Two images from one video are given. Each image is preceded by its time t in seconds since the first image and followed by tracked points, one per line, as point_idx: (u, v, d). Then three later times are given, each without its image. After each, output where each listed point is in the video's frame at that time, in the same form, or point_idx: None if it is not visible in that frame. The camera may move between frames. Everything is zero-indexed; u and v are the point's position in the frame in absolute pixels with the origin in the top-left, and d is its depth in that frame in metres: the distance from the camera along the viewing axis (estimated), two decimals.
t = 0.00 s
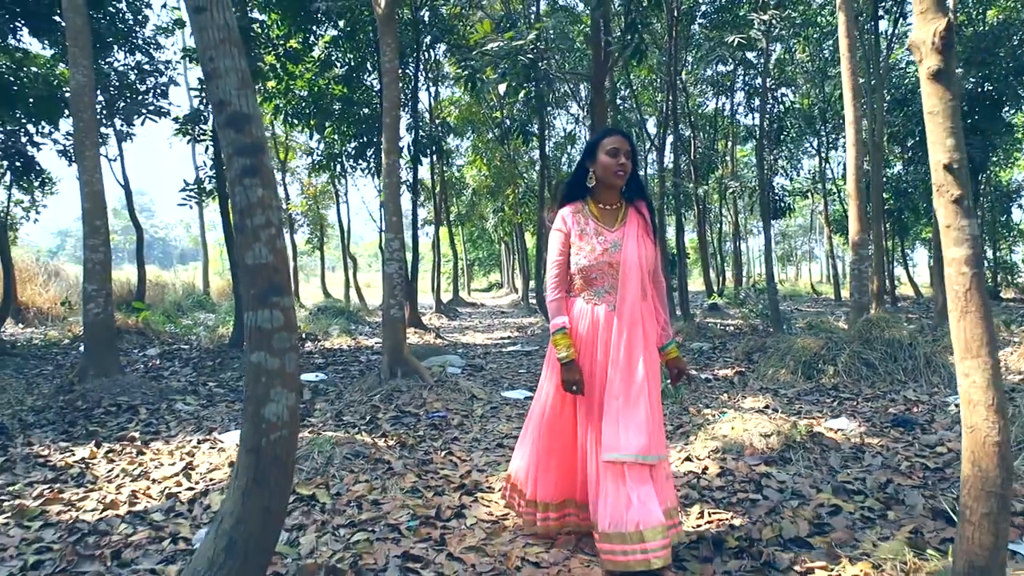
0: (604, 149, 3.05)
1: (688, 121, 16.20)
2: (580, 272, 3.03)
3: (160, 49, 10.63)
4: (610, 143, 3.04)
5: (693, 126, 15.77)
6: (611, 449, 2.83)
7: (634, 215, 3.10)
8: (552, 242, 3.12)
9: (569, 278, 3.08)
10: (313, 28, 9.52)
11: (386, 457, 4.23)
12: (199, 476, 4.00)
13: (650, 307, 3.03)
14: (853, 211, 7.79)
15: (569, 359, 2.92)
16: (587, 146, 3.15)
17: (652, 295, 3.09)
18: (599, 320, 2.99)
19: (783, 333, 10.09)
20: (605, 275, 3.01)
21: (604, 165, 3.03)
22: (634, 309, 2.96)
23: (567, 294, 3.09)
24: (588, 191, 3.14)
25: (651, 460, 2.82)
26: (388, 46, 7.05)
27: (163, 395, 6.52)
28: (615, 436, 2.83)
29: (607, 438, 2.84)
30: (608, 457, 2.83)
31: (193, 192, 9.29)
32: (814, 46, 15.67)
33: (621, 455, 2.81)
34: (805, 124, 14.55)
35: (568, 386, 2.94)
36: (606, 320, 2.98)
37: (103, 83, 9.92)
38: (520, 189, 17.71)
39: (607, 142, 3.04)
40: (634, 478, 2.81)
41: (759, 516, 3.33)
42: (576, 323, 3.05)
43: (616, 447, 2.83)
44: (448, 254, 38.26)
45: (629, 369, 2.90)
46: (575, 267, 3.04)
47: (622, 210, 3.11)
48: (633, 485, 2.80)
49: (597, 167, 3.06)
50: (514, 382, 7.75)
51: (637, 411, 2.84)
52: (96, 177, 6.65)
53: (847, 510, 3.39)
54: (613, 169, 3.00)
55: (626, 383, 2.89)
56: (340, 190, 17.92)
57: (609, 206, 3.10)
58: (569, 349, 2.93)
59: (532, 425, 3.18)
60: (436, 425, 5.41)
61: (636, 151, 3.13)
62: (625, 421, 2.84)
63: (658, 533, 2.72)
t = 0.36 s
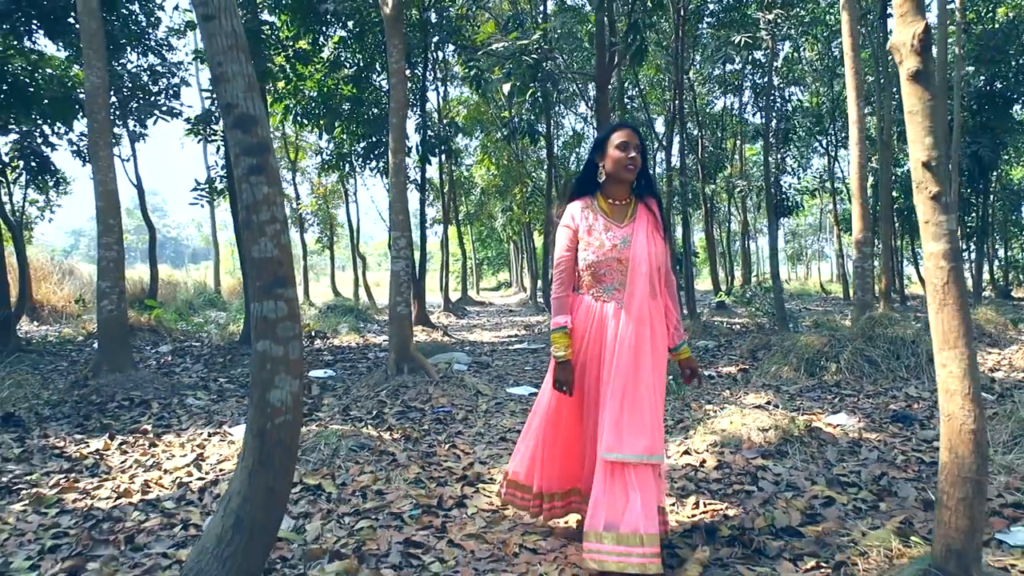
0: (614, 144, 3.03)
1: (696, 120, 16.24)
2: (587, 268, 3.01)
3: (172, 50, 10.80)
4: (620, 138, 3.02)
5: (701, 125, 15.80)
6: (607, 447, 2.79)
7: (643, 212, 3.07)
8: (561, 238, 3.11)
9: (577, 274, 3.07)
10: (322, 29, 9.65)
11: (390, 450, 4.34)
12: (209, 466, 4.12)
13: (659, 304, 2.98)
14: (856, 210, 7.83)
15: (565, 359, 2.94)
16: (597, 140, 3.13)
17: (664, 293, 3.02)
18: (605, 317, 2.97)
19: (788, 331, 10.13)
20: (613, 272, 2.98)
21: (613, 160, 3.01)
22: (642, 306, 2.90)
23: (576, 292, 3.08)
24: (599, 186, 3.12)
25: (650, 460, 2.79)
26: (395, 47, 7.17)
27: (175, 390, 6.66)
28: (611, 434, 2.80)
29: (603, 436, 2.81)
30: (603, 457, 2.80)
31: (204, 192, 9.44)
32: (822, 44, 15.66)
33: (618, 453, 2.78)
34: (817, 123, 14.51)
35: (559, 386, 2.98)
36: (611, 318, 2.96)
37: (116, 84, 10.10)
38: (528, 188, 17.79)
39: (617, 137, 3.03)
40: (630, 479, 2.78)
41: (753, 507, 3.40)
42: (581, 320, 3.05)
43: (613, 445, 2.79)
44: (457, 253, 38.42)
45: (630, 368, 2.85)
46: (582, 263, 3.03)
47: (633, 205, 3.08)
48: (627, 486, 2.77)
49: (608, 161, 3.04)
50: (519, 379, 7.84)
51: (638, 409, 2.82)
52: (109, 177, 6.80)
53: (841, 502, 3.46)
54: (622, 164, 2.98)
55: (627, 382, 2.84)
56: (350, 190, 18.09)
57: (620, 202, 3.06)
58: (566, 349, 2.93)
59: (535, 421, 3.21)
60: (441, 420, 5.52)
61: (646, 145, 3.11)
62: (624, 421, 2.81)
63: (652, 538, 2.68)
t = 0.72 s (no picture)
0: (619, 138, 3.05)
1: (700, 120, 16.29)
2: (596, 261, 3.01)
3: (180, 50, 10.94)
4: (624, 130, 3.04)
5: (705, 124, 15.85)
6: (614, 441, 2.79)
7: (650, 204, 3.11)
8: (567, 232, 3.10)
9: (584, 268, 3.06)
10: (327, 29, 9.77)
11: (391, 444, 4.43)
12: (214, 459, 4.22)
13: (670, 296, 2.98)
14: (856, 209, 7.89)
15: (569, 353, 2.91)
16: (600, 134, 3.15)
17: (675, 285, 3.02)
18: (614, 310, 2.96)
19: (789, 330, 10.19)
20: (623, 264, 2.98)
21: (619, 154, 3.03)
22: (653, 298, 2.90)
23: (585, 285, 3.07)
24: (604, 180, 3.14)
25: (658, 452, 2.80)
26: (398, 48, 7.27)
27: (181, 386, 6.77)
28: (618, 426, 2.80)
29: (610, 429, 2.81)
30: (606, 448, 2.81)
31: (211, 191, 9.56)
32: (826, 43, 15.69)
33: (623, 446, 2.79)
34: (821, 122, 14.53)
35: (563, 384, 2.95)
36: (620, 311, 2.94)
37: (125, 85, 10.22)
38: (532, 188, 17.87)
39: (622, 130, 3.05)
40: (634, 472, 2.79)
41: (744, 499, 3.48)
42: (587, 314, 3.04)
43: (619, 437, 2.79)
44: (462, 252, 38.52)
45: (639, 360, 2.85)
46: (590, 257, 3.03)
47: (639, 199, 3.13)
48: (631, 478, 2.79)
49: (613, 155, 3.06)
50: (521, 376, 7.92)
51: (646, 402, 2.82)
52: (118, 177, 6.92)
53: (831, 494, 3.53)
54: (628, 156, 3.01)
55: (635, 374, 2.84)
56: (355, 189, 18.20)
57: (626, 196, 3.12)
58: (570, 344, 2.91)
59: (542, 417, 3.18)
60: (443, 415, 5.61)
61: (649, 138, 3.15)
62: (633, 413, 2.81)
63: (641, 529, 2.75)
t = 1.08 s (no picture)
0: (619, 135, 3.04)
1: (700, 120, 16.35)
2: (599, 258, 3.01)
3: (183, 50, 11.04)
4: (623, 129, 3.04)
5: (706, 124, 15.92)
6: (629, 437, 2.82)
7: (652, 201, 3.11)
8: (567, 228, 3.07)
9: (586, 264, 3.04)
10: (330, 30, 9.87)
11: (390, 438, 4.52)
12: (217, 453, 4.32)
13: (671, 293, 3.02)
14: (852, 208, 7.98)
15: (586, 346, 2.88)
16: (600, 131, 3.13)
17: (676, 282, 3.07)
18: (621, 306, 2.97)
19: (785, 329, 10.27)
20: (625, 262, 3.00)
21: (619, 153, 3.03)
22: (656, 295, 2.95)
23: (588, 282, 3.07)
24: (604, 177, 3.13)
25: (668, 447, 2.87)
26: (399, 49, 7.36)
27: (185, 382, 6.86)
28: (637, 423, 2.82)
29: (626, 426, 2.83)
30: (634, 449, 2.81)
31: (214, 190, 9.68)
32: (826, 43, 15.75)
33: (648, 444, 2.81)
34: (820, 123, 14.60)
35: (584, 375, 2.91)
36: (628, 308, 2.96)
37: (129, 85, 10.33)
38: (532, 187, 17.96)
39: (621, 128, 3.04)
40: (644, 467, 2.87)
41: (733, 492, 3.57)
42: (593, 310, 3.03)
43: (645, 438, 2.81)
44: (464, 251, 38.64)
45: (652, 356, 2.89)
46: (594, 254, 3.02)
47: (639, 195, 3.12)
48: (642, 474, 2.87)
49: (613, 153, 3.06)
50: (520, 374, 8.03)
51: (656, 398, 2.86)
52: (123, 176, 7.02)
53: (818, 488, 3.62)
54: (628, 155, 3.01)
55: (649, 371, 2.88)
56: (358, 188, 18.30)
57: (626, 192, 3.11)
58: (586, 337, 2.88)
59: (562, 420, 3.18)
60: (441, 412, 5.70)
61: (648, 135, 3.15)
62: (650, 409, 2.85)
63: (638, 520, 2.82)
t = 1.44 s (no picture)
0: (621, 135, 3.05)
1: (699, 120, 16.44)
2: (602, 257, 3.05)
3: (186, 50, 11.14)
4: (625, 128, 3.05)
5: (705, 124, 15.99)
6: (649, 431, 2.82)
7: (652, 200, 3.15)
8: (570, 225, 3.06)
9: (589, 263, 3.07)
10: (331, 31, 9.95)
11: (389, 434, 4.62)
12: (221, 448, 4.42)
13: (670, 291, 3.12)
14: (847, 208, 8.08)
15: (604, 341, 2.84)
16: (600, 130, 3.13)
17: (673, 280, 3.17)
18: (626, 304, 3.01)
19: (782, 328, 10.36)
20: (627, 260, 3.05)
21: (620, 152, 3.04)
22: (659, 293, 3.03)
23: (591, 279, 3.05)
24: (605, 177, 3.14)
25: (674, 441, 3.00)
26: (399, 51, 7.45)
27: (188, 379, 6.96)
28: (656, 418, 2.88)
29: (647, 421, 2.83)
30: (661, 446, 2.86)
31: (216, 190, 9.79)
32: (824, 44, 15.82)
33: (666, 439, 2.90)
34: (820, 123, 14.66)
35: (610, 367, 2.82)
36: (634, 305, 3.01)
37: (133, 85, 10.43)
38: (532, 187, 18.04)
39: (623, 127, 3.05)
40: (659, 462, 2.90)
41: (723, 486, 3.67)
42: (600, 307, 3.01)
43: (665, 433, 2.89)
44: (464, 251, 38.75)
45: (661, 352, 3.00)
46: (596, 252, 3.06)
47: (640, 194, 3.17)
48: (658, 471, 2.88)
49: (614, 153, 3.07)
50: (518, 372, 8.13)
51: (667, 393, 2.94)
52: (127, 177, 7.12)
53: (806, 482, 3.70)
54: (630, 153, 3.03)
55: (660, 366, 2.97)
56: (358, 188, 18.40)
57: (626, 191, 3.14)
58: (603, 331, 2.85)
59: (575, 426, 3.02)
60: (440, 409, 5.80)
61: (647, 135, 3.17)
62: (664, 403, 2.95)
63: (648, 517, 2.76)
